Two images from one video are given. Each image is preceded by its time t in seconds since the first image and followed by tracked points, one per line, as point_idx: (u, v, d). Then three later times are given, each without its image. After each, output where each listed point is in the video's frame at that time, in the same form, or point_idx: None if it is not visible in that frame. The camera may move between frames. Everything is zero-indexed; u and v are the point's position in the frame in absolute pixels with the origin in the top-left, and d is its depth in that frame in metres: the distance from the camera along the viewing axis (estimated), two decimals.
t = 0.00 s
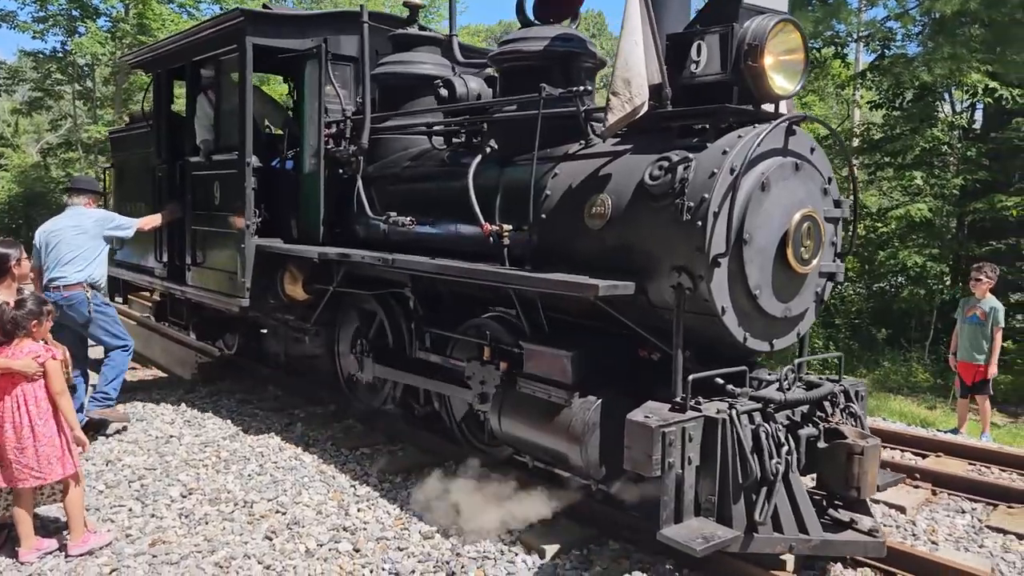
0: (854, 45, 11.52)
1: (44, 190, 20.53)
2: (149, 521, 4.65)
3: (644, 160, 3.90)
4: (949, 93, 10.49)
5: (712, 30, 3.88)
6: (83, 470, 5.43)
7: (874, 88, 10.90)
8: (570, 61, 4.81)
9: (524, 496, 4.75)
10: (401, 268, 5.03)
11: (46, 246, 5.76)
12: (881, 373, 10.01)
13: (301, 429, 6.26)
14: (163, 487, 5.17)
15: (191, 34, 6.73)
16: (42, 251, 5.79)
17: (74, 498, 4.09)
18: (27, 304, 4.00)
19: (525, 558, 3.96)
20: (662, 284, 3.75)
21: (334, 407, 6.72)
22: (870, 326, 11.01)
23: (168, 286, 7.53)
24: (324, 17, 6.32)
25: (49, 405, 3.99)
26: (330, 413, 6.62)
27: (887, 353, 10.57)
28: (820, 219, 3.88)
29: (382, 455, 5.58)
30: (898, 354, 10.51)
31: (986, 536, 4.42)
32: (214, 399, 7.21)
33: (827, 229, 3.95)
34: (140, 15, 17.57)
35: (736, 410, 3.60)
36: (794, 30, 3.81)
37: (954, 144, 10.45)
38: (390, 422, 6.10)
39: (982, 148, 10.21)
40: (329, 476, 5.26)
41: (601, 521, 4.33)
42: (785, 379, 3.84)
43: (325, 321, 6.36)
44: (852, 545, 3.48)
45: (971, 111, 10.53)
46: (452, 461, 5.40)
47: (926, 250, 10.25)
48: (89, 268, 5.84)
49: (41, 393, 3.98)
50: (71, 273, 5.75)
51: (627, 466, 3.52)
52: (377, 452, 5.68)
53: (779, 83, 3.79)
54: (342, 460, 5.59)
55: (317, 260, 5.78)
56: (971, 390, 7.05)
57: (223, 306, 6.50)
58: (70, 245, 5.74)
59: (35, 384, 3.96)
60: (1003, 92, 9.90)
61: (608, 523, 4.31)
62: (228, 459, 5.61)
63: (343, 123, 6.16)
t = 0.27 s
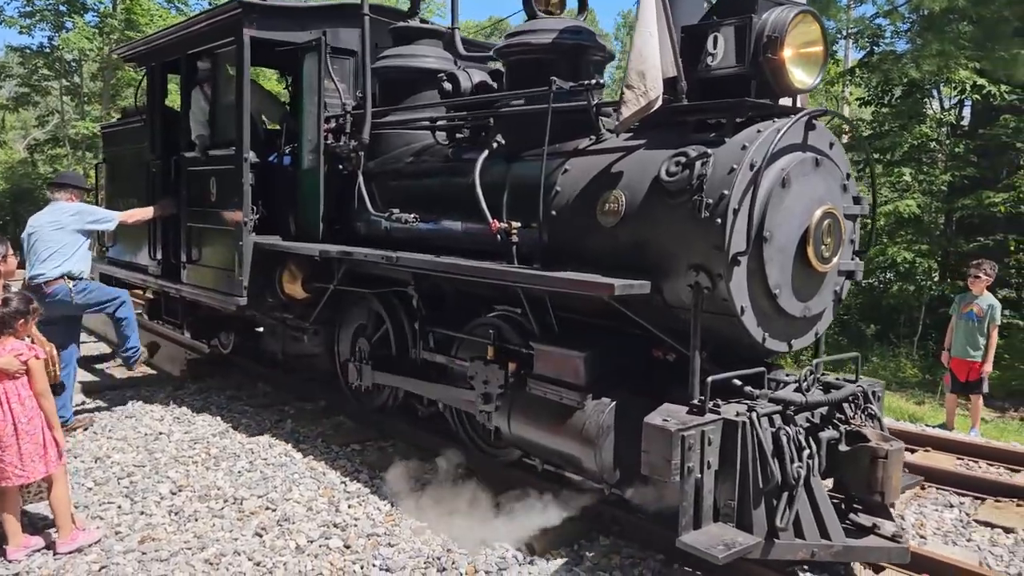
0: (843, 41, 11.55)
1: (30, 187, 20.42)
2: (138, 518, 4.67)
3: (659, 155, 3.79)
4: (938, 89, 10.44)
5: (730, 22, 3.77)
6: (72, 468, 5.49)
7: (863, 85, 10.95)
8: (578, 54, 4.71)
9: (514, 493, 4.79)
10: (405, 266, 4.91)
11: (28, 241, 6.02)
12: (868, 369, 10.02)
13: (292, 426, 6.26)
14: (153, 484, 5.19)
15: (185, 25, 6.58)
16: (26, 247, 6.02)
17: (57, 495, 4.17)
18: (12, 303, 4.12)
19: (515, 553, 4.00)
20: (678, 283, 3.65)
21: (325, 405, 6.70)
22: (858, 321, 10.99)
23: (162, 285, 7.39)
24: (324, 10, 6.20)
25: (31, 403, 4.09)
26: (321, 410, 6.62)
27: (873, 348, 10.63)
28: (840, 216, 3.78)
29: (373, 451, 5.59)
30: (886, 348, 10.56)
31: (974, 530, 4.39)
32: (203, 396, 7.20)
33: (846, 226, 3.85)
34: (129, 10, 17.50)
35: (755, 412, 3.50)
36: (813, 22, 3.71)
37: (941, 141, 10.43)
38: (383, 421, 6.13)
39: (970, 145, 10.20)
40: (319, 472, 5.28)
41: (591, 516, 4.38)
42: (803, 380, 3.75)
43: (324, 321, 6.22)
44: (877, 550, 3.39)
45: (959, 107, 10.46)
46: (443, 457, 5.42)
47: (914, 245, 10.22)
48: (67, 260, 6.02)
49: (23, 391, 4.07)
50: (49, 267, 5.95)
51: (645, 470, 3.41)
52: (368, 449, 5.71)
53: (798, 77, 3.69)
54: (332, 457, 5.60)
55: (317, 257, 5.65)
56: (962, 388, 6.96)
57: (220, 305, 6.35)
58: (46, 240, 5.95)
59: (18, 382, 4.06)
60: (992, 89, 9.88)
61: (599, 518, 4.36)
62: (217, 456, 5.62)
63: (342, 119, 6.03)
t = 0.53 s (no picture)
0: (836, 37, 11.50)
1: (17, 185, 20.35)
2: (129, 516, 4.68)
3: (676, 151, 3.69)
4: (926, 86, 10.31)
5: (748, 13, 3.67)
6: (61, 465, 5.47)
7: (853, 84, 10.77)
8: (588, 47, 4.59)
9: (503, 490, 4.84)
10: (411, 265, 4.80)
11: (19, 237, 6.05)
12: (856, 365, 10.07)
13: (283, 423, 6.26)
14: (143, 481, 5.18)
15: (181, 18, 6.44)
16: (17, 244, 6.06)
17: (43, 493, 4.21)
18: None
19: (506, 550, 4.05)
20: (697, 282, 3.55)
21: (316, 402, 6.70)
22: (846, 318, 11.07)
23: (157, 283, 7.25)
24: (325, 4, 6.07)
25: (16, 401, 4.18)
26: (312, 407, 6.62)
27: (861, 346, 10.67)
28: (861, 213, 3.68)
29: (365, 449, 5.62)
30: (875, 345, 10.59)
31: (962, 525, 4.36)
32: (193, 393, 7.14)
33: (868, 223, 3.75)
34: (117, 5, 17.39)
35: (779, 415, 3.41)
36: (835, 14, 3.61)
37: (931, 138, 10.40)
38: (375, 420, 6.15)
39: (958, 141, 10.19)
40: (310, 470, 5.30)
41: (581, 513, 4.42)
42: (823, 382, 3.66)
43: (324, 320, 6.10)
44: (902, 557, 3.32)
45: (948, 105, 10.39)
46: (434, 454, 5.45)
47: (903, 243, 10.26)
48: (54, 258, 6.01)
49: (8, 390, 4.17)
50: (36, 264, 5.97)
51: (665, 476, 3.31)
52: (360, 446, 5.73)
53: (820, 70, 3.60)
54: (324, 454, 5.61)
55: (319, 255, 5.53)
56: (957, 382, 6.86)
57: (218, 304, 6.21)
58: (32, 238, 5.96)
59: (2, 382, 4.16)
60: (979, 87, 9.89)
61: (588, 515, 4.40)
62: (208, 453, 5.62)
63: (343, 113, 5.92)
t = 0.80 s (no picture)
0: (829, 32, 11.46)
1: (6, 183, 20.31)
2: (120, 514, 4.68)
3: (694, 147, 3.59)
4: (915, 84, 10.21)
5: (767, 6, 3.57)
6: (52, 464, 5.44)
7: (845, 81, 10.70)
8: (598, 41, 4.49)
9: (494, 485, 4.85)
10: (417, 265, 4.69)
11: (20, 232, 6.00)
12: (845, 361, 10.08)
13: (275, 419, 6.24)
14: (134, 479, 5.16)
15: (178, 12, 6.32)
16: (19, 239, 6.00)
17: (34, 491, 4.21)
18: None
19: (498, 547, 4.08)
20: (717, 282, 3.44)
21: (309, 399, 6.65)
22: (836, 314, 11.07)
23: (153, 282, 7.11)
24: None
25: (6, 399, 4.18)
26: (304, 404, 6.58)
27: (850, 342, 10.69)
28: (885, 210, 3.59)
29: (357, 445, 5.61)
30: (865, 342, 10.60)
31: (951, 519, 4.30)
32: (184, 390, 7.07)
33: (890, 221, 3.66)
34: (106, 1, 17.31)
35: (802, 419, 3.32)
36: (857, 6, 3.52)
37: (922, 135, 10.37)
38: (363, 415, 6.12)
39: (947, 138, 10.03)
40: (302, 467, 5.30)
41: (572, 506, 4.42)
42: (846, 384, 3.57)
43: (325, 321, 5.99)
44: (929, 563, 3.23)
45: (937, 102, 10.33)
46: (426, 450, 5.46)
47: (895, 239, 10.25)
48: (52, 255, 5.93)
49: None
50: (34, 261, 5.91)
51: (687, 482, 3.22)
52: (352, 442, 5.72)
53: (843, 64, 3.50)
54: (316, 450, 5.60)
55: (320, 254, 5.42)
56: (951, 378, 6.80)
57: (218, 305, 6.08)
58: (30, 234, 5.89)
59: None
60: (968, 84, 9.76)
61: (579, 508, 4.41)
62: (200, 451, 5.60)
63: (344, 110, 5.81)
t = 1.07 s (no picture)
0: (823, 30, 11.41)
1: None
2: (111, 513, 4.61)
3: (715, 144, 3.50)
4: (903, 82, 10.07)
5: None
6: (41, 463, 5.35)
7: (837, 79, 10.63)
8: (610, 37, 4.40)
9: (486, 483, 4.83)
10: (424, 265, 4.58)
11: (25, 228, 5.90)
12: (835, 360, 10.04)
13: (266, 418, 6.18)
14: (124, 477, 5.09)
15: (176, 6, 6.19)
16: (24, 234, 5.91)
17: (25, 490, 4.11)
18: None
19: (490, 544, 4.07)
20: (738, 283, 3.35)
21: (301, 398, 6.58)
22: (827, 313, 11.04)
23: (150, 282, 6.98)
24: None
25: None
26: (296, 403, 6.51)
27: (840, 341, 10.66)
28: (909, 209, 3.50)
29: (348, 443, 5.57)
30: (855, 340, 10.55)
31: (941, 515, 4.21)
32: (175, 389, 6.98)
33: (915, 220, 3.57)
34: None
35: (828, 423, 3.23)
36: None
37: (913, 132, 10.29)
38: (354, 412, 6.07)
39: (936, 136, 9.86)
40: (293, 464, 5.27)
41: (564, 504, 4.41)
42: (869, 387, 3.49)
43: (327, 321, 5.87)
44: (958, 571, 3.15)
45: (927, 100, 10.26)
46: (417, 448, 5.42)
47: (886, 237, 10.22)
48: (52, 256, 5.81)
49: None
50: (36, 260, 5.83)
51: (711, 489, 3.12)
52: (344, 440, 5.67)
53: (866, 59, 3.40)
54: (308, 449, 5.54)
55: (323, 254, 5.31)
56: (948, 381, 6.56)
57: (217, 305, 5.96)
58: (32, 232, 5.79)
59: None
60: (958, 81, 9.58)
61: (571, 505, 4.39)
62: (191, 450, 5.53)
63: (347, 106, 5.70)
